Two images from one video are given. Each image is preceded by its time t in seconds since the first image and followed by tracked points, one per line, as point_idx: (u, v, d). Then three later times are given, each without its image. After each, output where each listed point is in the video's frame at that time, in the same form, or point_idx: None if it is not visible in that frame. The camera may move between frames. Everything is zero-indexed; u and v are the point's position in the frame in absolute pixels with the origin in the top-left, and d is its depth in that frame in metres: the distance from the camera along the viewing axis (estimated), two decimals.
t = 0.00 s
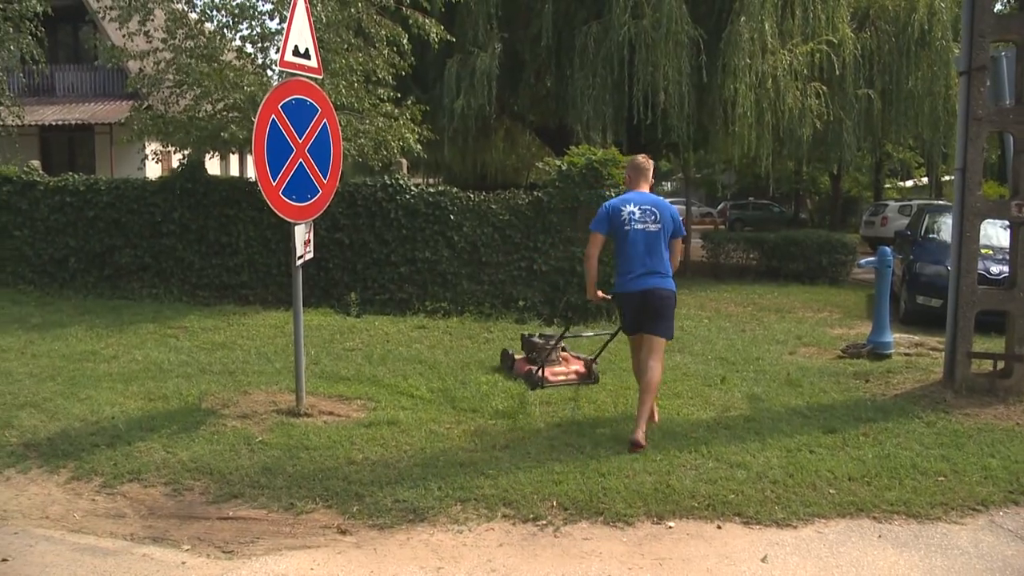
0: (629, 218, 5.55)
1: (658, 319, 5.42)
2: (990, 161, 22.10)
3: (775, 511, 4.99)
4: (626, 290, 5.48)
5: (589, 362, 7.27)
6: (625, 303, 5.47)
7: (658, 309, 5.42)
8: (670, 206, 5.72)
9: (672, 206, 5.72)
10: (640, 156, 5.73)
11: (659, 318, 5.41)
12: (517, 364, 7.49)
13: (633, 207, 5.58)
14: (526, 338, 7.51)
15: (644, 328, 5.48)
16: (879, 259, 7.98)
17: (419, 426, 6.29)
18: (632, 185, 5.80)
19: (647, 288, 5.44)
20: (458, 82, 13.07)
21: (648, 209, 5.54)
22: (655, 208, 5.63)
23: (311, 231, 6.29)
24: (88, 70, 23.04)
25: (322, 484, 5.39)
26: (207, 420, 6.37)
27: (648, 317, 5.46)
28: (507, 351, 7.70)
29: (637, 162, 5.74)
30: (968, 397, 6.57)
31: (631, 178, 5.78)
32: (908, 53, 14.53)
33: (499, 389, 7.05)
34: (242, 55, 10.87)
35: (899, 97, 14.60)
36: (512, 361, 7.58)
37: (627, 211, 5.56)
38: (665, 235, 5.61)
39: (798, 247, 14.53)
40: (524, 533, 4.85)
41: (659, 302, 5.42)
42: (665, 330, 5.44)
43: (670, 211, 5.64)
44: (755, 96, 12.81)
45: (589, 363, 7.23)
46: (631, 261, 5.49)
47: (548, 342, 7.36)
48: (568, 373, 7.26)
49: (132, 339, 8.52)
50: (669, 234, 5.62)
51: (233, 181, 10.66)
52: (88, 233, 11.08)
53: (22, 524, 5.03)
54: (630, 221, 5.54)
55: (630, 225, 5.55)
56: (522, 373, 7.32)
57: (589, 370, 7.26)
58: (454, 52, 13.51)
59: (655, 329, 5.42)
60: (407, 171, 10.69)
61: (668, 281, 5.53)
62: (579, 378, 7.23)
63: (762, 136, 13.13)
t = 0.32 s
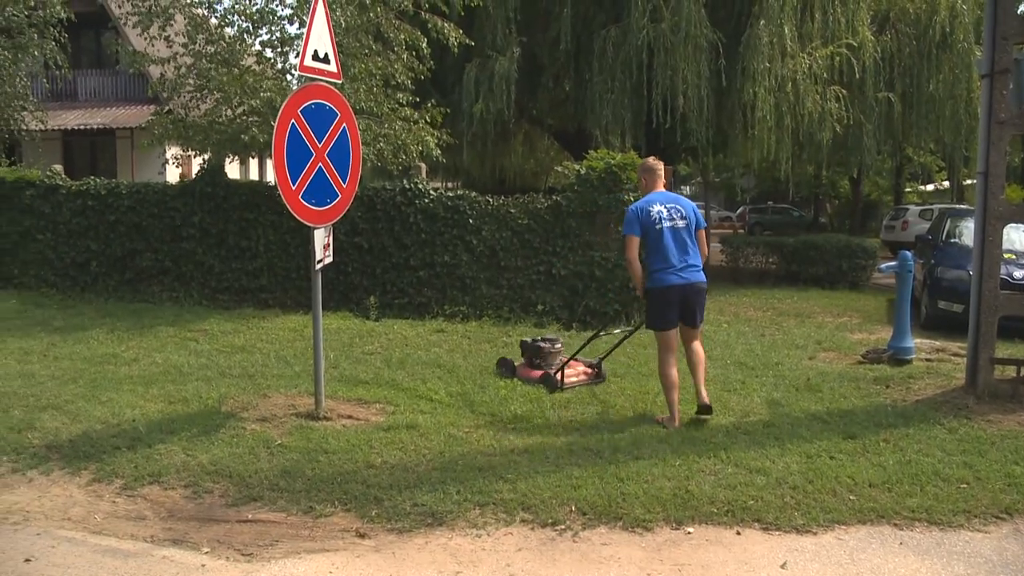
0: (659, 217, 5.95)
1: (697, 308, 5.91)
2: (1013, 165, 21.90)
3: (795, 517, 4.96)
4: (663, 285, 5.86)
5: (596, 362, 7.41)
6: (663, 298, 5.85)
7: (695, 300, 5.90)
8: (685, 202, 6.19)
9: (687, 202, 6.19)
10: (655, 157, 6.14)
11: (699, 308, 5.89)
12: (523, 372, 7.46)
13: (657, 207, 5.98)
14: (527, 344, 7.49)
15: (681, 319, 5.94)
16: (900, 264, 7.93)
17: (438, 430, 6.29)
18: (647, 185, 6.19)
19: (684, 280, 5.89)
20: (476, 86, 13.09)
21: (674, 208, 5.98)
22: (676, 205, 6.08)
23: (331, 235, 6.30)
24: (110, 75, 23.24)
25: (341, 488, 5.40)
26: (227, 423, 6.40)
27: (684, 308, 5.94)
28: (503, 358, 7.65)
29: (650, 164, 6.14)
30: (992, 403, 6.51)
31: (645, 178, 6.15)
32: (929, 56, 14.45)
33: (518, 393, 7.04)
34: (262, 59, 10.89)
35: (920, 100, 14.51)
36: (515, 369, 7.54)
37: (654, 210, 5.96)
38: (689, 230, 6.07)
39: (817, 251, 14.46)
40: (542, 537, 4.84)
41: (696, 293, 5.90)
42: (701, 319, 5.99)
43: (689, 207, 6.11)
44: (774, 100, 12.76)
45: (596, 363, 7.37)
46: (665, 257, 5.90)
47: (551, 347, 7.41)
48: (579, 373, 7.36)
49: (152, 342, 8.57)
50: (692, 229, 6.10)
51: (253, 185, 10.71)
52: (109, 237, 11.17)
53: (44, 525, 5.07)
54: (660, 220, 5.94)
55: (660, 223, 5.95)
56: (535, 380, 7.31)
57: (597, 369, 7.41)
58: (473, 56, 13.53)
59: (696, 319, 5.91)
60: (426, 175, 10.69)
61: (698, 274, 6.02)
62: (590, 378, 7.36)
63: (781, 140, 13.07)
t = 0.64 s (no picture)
0: (714, 224, 6.15)
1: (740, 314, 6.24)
2: None
3: (827, 526, 4.91)
4: (715, 290, 6.10)
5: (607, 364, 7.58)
6: (711, 302, 6.08)
7: (739, 305, 6.23)
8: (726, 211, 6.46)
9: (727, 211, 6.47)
10: (706, 165, 6.33)
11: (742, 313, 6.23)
12: (536, 376, 7.53)
13: (710, 212, 6.18)
14: (538, 349, 7.59)
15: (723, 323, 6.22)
16: (934, 270, 7.84)
17: (468, 435, 6.29)
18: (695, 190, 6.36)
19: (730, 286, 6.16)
20: (506, 92, 13.11)
21: (726, 216, 6.22)
22: (724, 213, 6.32)
23: (361, 240, 6.31)
24: (144, 82, 23.49)
25: (371, 492, 5.41)
26: (258, 426, 6.44)
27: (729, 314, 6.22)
28: (512, 364, 7.76)
29: (700, 169, 6.32)
30: None
31: (694, 183, 6.30)
32: (963, 60, 14.28)
33: (548, 398, 7.04)
34: (294, 65, 10.93)
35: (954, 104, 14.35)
36: (526, 373, 7.61)
37: (707, 216, 6.15)
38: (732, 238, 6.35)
39: (849, 257, 14.33)
40: (572, 543, 4.83)
41: (740, 299, 6.23)
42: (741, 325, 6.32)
43: (732, 216, 6.39)
44: (805, 105, 12.67)
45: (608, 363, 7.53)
46: (713, 262, 6.13)
47: (563, 351, 7.54)
48: (591, 375, 7.50)
49: (184, 346, 8.65)
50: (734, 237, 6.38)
51: (285, 191, 10.77)
52: (143, 242, 11.31)
53: (79, 526, 5.14)
54: (715, 227, 6.15)
55: (714, 230, 6.16)
56: (549, 383, 7.38)
57: (607, 370, 7.58)
58: (503, 62, 13.54)
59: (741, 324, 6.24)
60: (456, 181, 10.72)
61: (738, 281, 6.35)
62: (603, 379, 7.52)
63: (812, 146, 12.96)
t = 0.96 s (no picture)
0: (751, 227, 6.29)
1: (774, 316, 6.34)
2: None
3: (863, 535, 4.85)
4: (749, 291, 6.25)
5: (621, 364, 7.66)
6: (743, 301, 6.26)
7: (774, 307, 6.33)
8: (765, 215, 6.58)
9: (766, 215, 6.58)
10: (745, 170, 6.47)
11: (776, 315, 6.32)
12: (554, 379, 7.59)
13: (746, 214, 6.33)
14: (554, 352, 7.65)
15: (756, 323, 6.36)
16: (973, 277, 7.73)
17: (502, 441, 6.29)
18: (734, 195, 6.51)
19: (763, 286, 6.29)
20: (540, 98, 13.13)
21: (763, 220, 6.34)
22: (762, 217, 6.45)
23: (396, 245, 6.33)
24: (182, 89, 23.68)
25: (404, 497, 5.43)
26: (293, 430, 6.48)
27: (763, 315, 6.33)
28: (530, 367, 7.80)
29: (740, 173, 6.46)
30: None
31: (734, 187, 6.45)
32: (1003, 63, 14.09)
33: (581, 404, 7.02)
34: (329, 72, 10.93)
35: (994, 108, 14.15)
36: (543, 376, 7.66)
37: (743, 218, 6.31)
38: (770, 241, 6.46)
39: (886, 264, 14.18)
40: (605, 550, 4.81)
41: (775, 301, 6.32)
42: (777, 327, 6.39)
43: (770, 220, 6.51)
44: (842, 109, 12.56)
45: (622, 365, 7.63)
46: (747, 263, 6.29)
47: (579, 353, 7.58)
48: (607, 376, 7.58)
49: (220, 349, 8.73)
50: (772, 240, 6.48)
51: (320, 196, 10.83)
52: (180, 246, 11.46)
53: (117, 527, 5.20)
54: (752, 230, 6.29)
55: (751, 233, 6.30)
56: (569, 386, 7.44)
57: (622, 370, 7.68)
58: (537, 68, 13.56)
59: (774, 326, 6.33)
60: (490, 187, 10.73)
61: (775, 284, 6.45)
62: (618, 379, 7.62)
63: (849, 151, 12.84)
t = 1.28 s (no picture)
0: (761, 231, 6.40)
1: (790, 317, 6.42)
2: None
3: (895, 540, 4.80)
4: (764, 293, 6.33)
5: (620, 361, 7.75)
6: (759, 303, 6.34)
7: (789, 308, 6.41)
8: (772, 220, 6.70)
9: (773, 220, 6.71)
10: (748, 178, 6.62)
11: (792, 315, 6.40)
12: (558, 378, 7.67)
13: (755, 219, 6.45)
14: (556, 351, 7.77)
15: (773, 324, 6.43)
16: (1009, 278, 7.59)
17: (531, 442, 6.29)
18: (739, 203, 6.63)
19: (778, 288, 6.38)
20: (570, 100, 13.13)
21: (772, 224, 6.46)
22: (770, 222, 6.57)
23: (426, 246, 6.35)
24: (214, 91, 23.88)
25: (433, 498, 5.44)
26: (322, 430, 6.52)
27: (779, 316, 6.41)
28: (529, 368, 7.85)
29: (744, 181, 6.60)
30: None
31: (739, 195, 6.58)
32: None
33: (610, 406, 7.00)
34: (359, 74, 11.07)
35: None
36: (546, 375, 7.74)
37: (753, 223, 6.43)
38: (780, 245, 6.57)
39: (919, 265, 14.03)
40: (633, 552, 4.79)
41: (790, 303, 6.40)
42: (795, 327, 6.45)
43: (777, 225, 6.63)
44: (874, 110, 12.45)
45: (623, 362, 7.73)
46: (760, 266, 6.38)
47: (581, 352, 7.71)
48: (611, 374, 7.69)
49: (251, 350, 8.80)
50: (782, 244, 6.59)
51: (350, 198, 10.88)
52: (211, 247, 11.57)
53: (148, 525, 5.26)
54: (762, 234, 6.40)
55: (762, 237, 6.40)
56: (576, 384, 7.54)
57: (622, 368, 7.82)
58: (566, 70, 13.55)
59: (791, 327, 6.40)
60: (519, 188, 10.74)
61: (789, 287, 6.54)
62: (623, 376, 7.72)
63: (881, 151, 12.72)
